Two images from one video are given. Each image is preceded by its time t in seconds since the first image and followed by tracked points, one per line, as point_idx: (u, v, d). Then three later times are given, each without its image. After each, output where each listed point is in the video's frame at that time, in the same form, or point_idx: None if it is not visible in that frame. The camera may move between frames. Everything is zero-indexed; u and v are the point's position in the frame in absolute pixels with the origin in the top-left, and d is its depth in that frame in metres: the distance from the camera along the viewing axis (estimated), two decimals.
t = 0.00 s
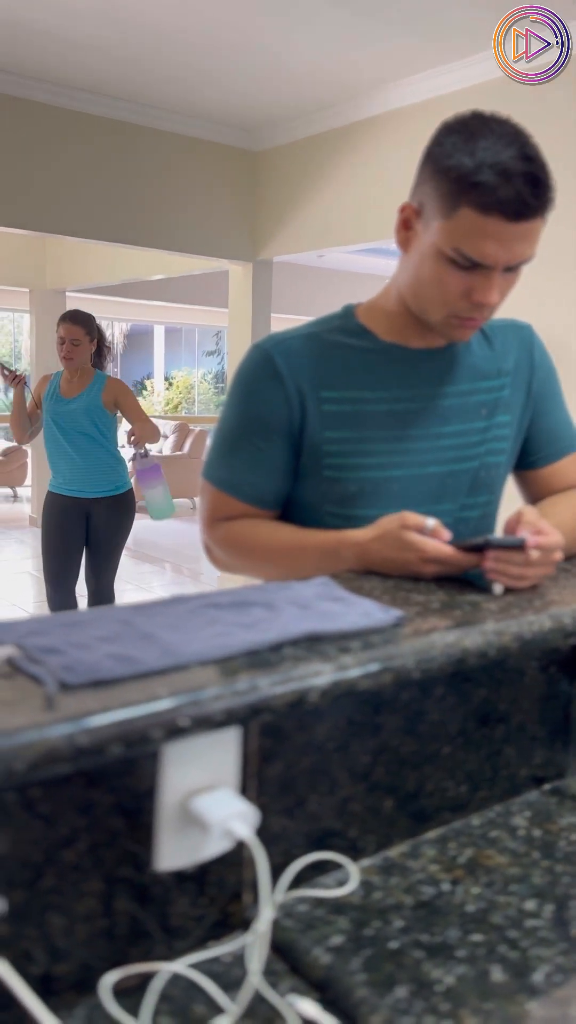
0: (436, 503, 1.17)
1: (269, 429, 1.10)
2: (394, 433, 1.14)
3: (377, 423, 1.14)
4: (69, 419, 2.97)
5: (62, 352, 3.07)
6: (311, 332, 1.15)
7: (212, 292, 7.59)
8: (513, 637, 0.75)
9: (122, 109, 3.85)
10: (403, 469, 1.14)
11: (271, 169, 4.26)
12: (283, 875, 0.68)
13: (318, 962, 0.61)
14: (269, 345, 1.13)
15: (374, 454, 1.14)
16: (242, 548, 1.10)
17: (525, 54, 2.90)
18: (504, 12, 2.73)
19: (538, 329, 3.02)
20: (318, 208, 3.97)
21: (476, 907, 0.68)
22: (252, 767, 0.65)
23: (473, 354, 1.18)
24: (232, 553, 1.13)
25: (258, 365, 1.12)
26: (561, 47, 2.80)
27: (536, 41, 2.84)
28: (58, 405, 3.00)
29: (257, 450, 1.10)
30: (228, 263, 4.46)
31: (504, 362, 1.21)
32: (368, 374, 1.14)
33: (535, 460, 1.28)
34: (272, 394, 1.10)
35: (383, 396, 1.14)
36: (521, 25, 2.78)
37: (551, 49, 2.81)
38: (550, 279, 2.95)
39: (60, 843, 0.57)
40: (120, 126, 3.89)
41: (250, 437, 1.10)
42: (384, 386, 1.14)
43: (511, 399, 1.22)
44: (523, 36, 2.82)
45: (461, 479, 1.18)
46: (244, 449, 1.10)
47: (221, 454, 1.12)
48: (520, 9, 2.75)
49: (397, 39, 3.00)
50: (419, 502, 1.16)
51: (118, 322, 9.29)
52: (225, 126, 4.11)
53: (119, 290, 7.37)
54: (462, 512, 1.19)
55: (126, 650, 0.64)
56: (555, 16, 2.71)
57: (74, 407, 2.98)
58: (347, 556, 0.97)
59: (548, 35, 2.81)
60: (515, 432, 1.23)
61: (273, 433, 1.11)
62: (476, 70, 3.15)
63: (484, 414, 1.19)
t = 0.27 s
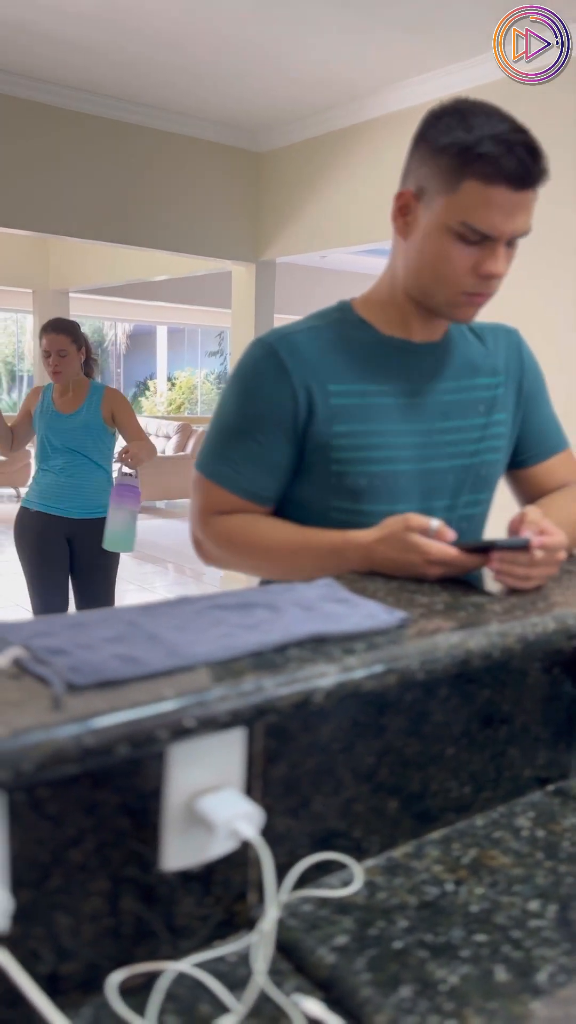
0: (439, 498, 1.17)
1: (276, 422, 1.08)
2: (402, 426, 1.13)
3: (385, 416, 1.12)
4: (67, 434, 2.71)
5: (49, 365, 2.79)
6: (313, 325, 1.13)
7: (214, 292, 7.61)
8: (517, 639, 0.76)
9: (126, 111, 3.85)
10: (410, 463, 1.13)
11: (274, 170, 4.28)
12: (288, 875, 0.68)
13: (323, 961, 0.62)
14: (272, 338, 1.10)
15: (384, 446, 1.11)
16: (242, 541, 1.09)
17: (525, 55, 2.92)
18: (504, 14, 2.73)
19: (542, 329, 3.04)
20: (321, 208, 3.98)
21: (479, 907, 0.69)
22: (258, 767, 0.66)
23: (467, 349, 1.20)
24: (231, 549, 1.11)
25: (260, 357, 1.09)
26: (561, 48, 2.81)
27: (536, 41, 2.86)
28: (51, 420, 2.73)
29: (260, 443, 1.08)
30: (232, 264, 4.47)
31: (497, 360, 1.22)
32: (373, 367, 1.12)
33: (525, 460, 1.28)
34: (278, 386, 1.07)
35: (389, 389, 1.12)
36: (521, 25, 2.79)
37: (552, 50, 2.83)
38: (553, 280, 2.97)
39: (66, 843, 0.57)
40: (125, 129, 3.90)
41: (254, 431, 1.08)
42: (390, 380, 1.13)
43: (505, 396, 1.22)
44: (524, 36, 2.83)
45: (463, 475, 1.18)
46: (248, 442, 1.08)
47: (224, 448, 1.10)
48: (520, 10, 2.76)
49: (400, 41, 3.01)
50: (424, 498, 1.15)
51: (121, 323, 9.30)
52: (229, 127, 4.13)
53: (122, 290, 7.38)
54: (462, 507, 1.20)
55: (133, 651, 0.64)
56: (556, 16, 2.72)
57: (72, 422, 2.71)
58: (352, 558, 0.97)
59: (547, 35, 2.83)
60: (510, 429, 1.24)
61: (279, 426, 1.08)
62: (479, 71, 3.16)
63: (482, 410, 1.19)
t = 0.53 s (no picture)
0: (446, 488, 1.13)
1: (310, 421, 0.95)
2: (425, 419, 1.06)
3: (412, 409, 1.04)
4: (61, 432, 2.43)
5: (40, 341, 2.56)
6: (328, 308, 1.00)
7: (218, 293, 7.62)
8: (530, 639, 0.76)
9: (131, 112, 3.86)
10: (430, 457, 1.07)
11: (278, 171, 4.29)
12: (303, 874, 0.69)
13: (339, 960, 0.62)
14: (295, 326, 0.95)
15: (407, 445, 1.03)
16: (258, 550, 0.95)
17: (525, 55, 2.93)
18: (503, 13, 2.74)
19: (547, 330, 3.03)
20: (325, 209, 4.00)
21: (493, 906, 0.69)
22: (273, 766, 0.66)
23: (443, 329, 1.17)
24: (228, 552, 0.98)
25: (277, 347, 0.93)
26: (560, 47, 2.82)
27: (535, 40, 2.86)
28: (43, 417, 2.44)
29: (276, 444, 0.93)
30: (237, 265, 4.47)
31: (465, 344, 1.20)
32: (396, 357, 1.03)
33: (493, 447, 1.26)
34: (313, 382, 0.94)
35: (411, 381, 1.04)
36: (521, 25, 2.79)
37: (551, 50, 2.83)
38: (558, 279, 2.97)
39: (85, 842, 0.57)
40: (130, 130, 3.91)
41: (270, 431, 0.93)
42: (410, 371, 1.04)
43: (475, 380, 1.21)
44: (523, 36, 2.83)
45: (463, 462, 1.15)
46: (263, 443, 0.93)
47: (228, 448, 0.93)
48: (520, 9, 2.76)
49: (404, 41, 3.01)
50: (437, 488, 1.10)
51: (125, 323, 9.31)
52: (233, 128, 4.14)
53: (125, 291, 7.39)
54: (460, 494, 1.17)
55: (150, 651, 0.64)
56: (555, 16, 2.72)
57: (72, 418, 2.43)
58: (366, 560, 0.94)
59: (546, 35, 2.83)
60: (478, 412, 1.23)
61: (301, 426, 0.94)
62: (482, 73, 3.17)
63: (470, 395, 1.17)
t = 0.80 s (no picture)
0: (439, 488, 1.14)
1: (382, 429, 0.90)
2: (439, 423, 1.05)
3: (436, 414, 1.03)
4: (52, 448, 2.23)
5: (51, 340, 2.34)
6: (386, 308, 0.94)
7: (223, 294, 7.63)
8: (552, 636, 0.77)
9: (138, 115, 3.88)
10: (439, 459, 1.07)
11: (284, 173, 4.30)
12: (332, 867, 0.70)
13: (369, 951, 0.63)
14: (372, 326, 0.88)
15: (429, 453, 1.02)
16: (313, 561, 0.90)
17: (525, 55, 2.94)
18: (504, 13, 2.72)
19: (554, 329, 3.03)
20: (331, 211, 4.01)
21: (519, 900, 0.70)
22: (302, 761, 0.67)
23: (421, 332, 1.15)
24: (262, 554, 0.89)
25: (368, 349, 0.86)
26: (561, 47, 2.83)
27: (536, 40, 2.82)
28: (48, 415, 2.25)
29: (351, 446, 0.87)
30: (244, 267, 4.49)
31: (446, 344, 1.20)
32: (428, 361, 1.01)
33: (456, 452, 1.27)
34: (392, 388, 0.89)
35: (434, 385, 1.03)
36: (521, 25, 2.74)
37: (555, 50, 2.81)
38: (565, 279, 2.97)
39: (122, 834, 0.58)
40: (135, 132, 3.92)
41: (348, 430, 0.86)
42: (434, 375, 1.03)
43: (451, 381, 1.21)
44: (525, 34, 2.80)
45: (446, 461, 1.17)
46: (339, 445, 0.86)
47: (301, 447, 0.84)
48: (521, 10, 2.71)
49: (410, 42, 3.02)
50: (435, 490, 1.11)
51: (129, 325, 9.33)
52: (241, 131, 4.15)
53: (131, 291, 7.41)
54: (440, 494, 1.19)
55: (183, 646, 0.66)
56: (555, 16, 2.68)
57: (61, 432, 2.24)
58: (381, 564, 0.93)
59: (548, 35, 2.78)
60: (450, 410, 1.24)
61: (374, 428, 0.88)
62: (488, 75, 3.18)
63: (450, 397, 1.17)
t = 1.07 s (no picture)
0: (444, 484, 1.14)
1: (403, 426, 0.89)
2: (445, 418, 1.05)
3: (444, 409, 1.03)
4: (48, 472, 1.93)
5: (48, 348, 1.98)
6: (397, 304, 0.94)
7: (227, 295, 7.66)
8: None
9: (145, 117, 3.91)
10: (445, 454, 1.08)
11: (290, 174, 4.33)
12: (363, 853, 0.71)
13: (403, 933, 0.65)
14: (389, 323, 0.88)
15: (439, 451, 1.01)
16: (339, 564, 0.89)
17: (525, 55, 2.96)
18: (503, 12, 2.74)
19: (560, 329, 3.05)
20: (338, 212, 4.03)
21: (547, 885, 0.72)
22: (335, 748, 0.68)
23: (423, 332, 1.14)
24: (285, 560, 0.88)
25: (388, 346, 0.86)
26: (561, 47, 2.86)
27: (537, 39, 2.87)
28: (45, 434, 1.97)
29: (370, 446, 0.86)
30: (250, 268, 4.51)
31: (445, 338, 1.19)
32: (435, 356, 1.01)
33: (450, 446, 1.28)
34: (411, 384, 0.88)
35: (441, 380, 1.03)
36: (521, 26, 2.79)
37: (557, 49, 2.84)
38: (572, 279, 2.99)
39: (165, 817, 0.60)
40: (142, 134, 3.95)
41: (365, 430, 0.85)
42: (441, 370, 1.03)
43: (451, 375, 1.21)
44: (526, 33, 2.82)
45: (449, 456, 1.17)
46: (357, 445, 0.85)
47: (321, 448, 0.84)
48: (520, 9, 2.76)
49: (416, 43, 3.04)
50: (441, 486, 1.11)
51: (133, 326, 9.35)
52: (247, 132, 4.18)
53: (136, 292, 7.43)
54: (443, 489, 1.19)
55: (220, 636, 0.67)
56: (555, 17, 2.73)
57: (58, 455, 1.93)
58: (402, 563, 0.94)
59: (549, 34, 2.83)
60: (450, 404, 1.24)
61: (391, 428, 0.87)
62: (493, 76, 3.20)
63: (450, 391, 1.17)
